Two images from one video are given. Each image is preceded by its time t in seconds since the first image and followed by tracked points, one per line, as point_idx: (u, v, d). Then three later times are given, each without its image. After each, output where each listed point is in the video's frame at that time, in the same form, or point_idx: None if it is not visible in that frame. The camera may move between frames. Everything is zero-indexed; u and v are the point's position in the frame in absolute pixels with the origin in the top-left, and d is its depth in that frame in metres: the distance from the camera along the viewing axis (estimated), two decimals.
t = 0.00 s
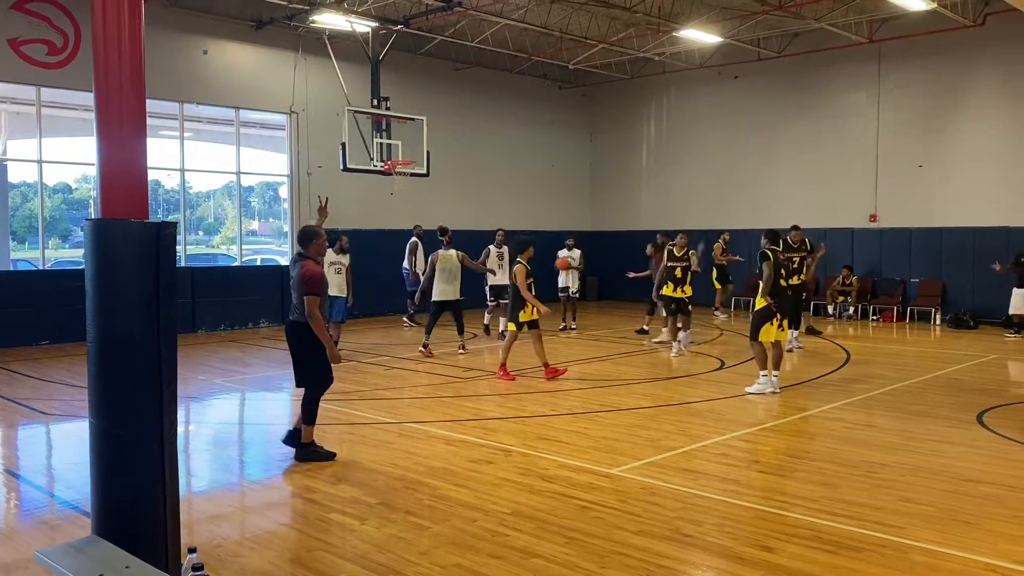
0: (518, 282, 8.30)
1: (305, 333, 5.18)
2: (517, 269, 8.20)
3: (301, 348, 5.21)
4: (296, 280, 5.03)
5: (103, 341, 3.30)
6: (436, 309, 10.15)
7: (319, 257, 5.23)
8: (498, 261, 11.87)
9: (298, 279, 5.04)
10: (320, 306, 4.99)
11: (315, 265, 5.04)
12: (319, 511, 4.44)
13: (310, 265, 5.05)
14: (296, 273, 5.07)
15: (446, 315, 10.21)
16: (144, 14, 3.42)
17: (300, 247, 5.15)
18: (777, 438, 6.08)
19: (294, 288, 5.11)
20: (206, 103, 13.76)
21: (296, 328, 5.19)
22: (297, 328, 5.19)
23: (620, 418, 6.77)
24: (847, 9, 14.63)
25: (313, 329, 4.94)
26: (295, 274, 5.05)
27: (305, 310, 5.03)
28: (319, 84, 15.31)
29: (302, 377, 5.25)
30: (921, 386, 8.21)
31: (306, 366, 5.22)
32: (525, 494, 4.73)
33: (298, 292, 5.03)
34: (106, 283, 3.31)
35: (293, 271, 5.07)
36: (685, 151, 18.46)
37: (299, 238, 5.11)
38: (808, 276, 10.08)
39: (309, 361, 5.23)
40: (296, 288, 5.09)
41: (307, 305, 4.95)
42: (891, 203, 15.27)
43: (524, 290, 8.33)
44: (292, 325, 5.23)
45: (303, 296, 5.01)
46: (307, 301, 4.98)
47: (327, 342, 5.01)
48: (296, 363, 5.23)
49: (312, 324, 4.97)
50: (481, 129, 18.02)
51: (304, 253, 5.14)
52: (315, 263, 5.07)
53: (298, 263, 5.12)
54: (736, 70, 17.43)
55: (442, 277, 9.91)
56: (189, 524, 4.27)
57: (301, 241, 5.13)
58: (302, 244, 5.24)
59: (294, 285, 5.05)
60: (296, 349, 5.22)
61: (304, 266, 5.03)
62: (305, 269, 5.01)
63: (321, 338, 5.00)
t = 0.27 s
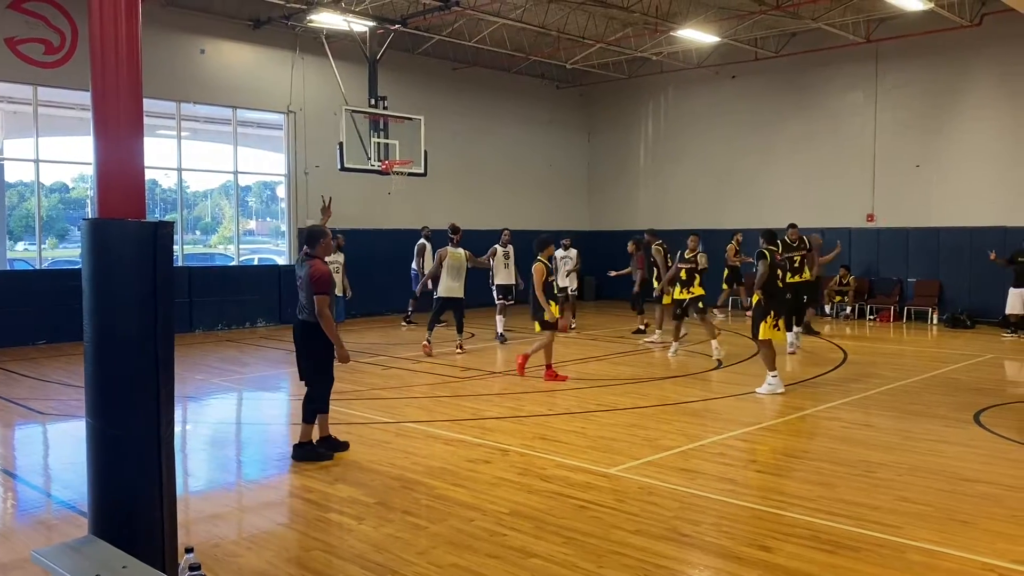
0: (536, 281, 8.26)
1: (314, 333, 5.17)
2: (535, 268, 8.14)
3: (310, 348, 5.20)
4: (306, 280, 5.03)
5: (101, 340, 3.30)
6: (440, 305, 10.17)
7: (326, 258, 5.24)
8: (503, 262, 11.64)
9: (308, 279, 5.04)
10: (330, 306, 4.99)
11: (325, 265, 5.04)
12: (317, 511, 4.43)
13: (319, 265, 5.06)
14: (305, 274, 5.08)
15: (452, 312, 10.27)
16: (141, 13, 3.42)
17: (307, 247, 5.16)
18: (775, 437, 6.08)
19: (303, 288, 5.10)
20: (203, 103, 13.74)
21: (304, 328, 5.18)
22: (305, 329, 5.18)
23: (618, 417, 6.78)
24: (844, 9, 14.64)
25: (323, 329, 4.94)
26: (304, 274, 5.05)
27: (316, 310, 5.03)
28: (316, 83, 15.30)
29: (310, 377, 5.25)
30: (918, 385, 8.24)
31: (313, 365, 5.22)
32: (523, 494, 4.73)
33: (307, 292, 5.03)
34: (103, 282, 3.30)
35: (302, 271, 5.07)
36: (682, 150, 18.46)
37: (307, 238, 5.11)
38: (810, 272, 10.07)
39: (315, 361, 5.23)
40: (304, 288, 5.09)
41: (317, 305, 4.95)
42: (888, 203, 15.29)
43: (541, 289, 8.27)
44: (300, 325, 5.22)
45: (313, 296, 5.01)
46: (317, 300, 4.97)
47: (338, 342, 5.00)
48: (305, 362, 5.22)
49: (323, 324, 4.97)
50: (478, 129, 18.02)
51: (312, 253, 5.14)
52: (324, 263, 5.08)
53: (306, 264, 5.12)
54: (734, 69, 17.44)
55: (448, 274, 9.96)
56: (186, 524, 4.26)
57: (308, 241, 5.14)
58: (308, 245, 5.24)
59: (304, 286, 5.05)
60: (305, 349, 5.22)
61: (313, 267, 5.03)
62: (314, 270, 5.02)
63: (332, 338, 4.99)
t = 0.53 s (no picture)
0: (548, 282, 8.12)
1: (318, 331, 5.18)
2: (549, 268, 8.05)
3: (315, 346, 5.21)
4: (311, 278, 5.05)
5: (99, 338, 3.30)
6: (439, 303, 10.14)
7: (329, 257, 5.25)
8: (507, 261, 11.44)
9: (314, 277, 5.05)
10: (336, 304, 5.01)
11: (330, 263, 5.06)
12: (314, 511, 4.43)
13: (325, 263, 5.07)
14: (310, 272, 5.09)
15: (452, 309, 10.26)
16: (138, 12, 3.41)
17: (312, 246, 5.17)
18: (772, 436, 6.08)
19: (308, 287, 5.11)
20: (200, 101, 13.72)
21: (310, 326, 5.19)
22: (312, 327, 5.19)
23: (615, 416, 6.78)
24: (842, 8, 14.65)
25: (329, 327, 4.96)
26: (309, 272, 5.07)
27: (322, 308, 5.05)
28: (314, 82, 15.28)
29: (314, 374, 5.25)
30: (915, 384, 8.26)
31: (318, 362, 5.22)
32: (520, 493, 4.73)
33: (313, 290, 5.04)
34: (100, 281, 3.31)
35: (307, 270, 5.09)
36: (680, 150, 18.47)
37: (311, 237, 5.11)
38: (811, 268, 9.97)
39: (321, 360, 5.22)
40: (310, 286, 5.10)
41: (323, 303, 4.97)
42: (885, 202, 15.30)
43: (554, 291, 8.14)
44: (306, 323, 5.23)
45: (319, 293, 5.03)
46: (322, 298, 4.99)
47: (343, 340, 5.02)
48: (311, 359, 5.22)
49: (329, 322, 4.98)
50: (475, 128, 18.01)
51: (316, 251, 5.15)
52: (329, 261, 5.09)
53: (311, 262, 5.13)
54: (731, 68, 17.44)
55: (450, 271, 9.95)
56: (183, 523, 4.26)
57: (312, 241, 5.14)
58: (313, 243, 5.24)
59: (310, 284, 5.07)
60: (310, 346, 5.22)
61: (318, 265, 5.06)
62: (319, 268, 5.04)
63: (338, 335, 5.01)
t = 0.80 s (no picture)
0: (564, 281, 8.00)
1: (321, 329, 5.18)
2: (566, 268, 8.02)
3: (318, 343, 5.19)
4: (318, 275, 5.06)
5: (95, 336, 3.29)
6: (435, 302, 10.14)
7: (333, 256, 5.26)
8: (512, 260, 11.35)
9: (320, 275, 5.06)
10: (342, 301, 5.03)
11: (337, 260, 5.08)
12: (311, 509, 4.43)
13: (331, 260, 5.08)
14: (316, 269, 5.10)
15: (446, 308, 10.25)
16: (133, 10, 3.40)
17: (317, 245, 5.17)
18: (769, 433, 6.09)
19: (314, 285, 5.11)
20: (197, 99, 13.70)
21: (315, 324, 5.18)
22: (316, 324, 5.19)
23: (612, 414, 6.79)
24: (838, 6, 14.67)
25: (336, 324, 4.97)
26: (315, 269, 5.07)
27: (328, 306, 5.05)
28: (310, 80, 15.26)
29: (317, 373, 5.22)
30: (911, 381, 8.28)
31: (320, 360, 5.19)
32: (518, 490, 4.74)
33: (320, 287, 5.05)
34: (96, 279, 3.29)
35: (313, 267, 5.10)
36: (676, 147, 18.47)
37: (317, 235, 5.14)
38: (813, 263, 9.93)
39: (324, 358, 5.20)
40: (316, 284, 5.10)
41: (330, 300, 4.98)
42: (882, 199, 15.32)
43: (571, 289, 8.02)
44: (310, 321, 5.21)
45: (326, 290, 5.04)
46: (329, 295, 5.00)
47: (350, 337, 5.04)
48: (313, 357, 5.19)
49: (336, 318, 4.99)
50: (472, 126, 18.01)
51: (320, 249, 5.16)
52: (336, 258, 5.11)
53: (316, 260, 5.14)
54: (728, 66, 17.45)
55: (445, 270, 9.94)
56: (180, 522, 4.25)
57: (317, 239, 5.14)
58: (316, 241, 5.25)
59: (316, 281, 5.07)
60: (312, 344, 5.20)
61: (325, 262, 5.07)
62: (326, 265, 5.05)
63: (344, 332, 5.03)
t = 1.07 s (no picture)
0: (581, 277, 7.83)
1: (325, 326, 5.17)
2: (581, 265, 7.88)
3: (324, 339, 5.19)
4: (325, 273, 5.07)
5: (90, 333, 3.27)
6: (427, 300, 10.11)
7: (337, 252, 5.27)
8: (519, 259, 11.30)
9: (328, 272, 5.08)
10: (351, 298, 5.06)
11: (344, 258, 5.11)
12: (307, 506, 4.42)
13: (338, 258, 5.10)
14: (323, 267, 5.11)
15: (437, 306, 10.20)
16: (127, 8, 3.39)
17: (321, 242, 5.17)
18: (765, 430, 6.10)
19: (320, 282, 5.12)
20: (192, 97, 13.66)
21: (320, 321, 5.17)
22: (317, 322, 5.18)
23: (608, 410, 6.80)
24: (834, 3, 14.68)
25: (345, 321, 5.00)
26: (322, 267, 5.09)
27: (337, 304, 5.07)
28: (306, 77, 15.22)
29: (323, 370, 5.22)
30: (907, 377, 8.30)
31: (326, 357, 5.19)
32: (514, 487, 4.74)
33: (328, 285, 5.07)
34: (91, 277, 3.28)
35: (320, 264, 5.11)
36: (673, 144, 18.48)
37: (321, 231, 5.11)
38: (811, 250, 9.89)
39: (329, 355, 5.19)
40: (321, 281, 5.11)
41: (339, 297, 5.01)
42: (877, 197, 15.35)
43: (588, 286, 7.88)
44: (316, 318, 5.21)
45: (334, 287, 5.07)
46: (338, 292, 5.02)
47: (358, 334, 5.06)
48: (319, 354, 5.19)
49: (344, 315, 5.02)
50: (468, 123, 17.99)
51: (326, 246, 5.17)
52: (343, 256, 5.13)
53: (322, 258, 5.14)
54: (724, 63, 17.45)
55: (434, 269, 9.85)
56: (176, 519, 4.25)
57: (322, 236, 5.14)
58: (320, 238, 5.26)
59: (324, 279, 5.09)
60: (317, 341, 5.20)
61: (332, 259, 5.09)
62: (334, 262, 5.08)
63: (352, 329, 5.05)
